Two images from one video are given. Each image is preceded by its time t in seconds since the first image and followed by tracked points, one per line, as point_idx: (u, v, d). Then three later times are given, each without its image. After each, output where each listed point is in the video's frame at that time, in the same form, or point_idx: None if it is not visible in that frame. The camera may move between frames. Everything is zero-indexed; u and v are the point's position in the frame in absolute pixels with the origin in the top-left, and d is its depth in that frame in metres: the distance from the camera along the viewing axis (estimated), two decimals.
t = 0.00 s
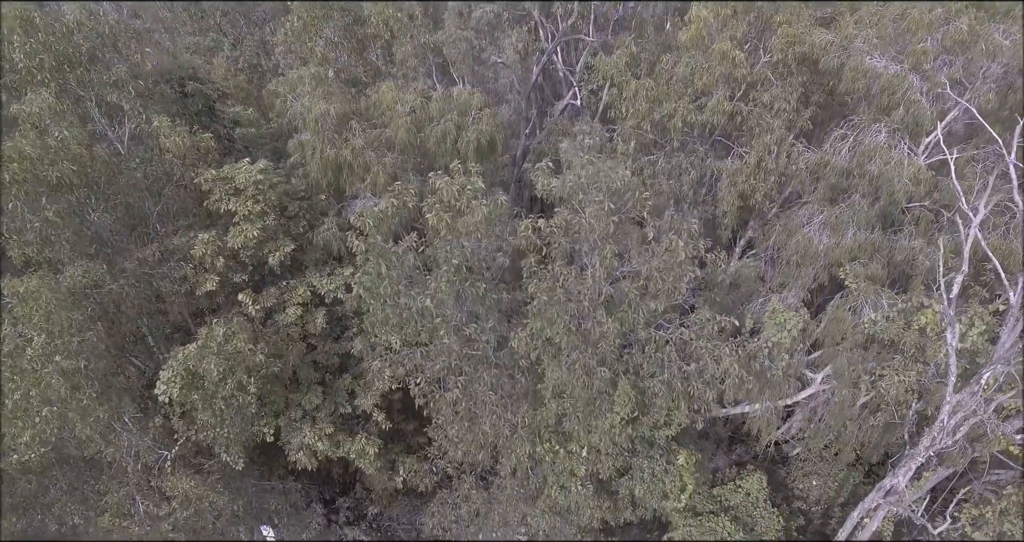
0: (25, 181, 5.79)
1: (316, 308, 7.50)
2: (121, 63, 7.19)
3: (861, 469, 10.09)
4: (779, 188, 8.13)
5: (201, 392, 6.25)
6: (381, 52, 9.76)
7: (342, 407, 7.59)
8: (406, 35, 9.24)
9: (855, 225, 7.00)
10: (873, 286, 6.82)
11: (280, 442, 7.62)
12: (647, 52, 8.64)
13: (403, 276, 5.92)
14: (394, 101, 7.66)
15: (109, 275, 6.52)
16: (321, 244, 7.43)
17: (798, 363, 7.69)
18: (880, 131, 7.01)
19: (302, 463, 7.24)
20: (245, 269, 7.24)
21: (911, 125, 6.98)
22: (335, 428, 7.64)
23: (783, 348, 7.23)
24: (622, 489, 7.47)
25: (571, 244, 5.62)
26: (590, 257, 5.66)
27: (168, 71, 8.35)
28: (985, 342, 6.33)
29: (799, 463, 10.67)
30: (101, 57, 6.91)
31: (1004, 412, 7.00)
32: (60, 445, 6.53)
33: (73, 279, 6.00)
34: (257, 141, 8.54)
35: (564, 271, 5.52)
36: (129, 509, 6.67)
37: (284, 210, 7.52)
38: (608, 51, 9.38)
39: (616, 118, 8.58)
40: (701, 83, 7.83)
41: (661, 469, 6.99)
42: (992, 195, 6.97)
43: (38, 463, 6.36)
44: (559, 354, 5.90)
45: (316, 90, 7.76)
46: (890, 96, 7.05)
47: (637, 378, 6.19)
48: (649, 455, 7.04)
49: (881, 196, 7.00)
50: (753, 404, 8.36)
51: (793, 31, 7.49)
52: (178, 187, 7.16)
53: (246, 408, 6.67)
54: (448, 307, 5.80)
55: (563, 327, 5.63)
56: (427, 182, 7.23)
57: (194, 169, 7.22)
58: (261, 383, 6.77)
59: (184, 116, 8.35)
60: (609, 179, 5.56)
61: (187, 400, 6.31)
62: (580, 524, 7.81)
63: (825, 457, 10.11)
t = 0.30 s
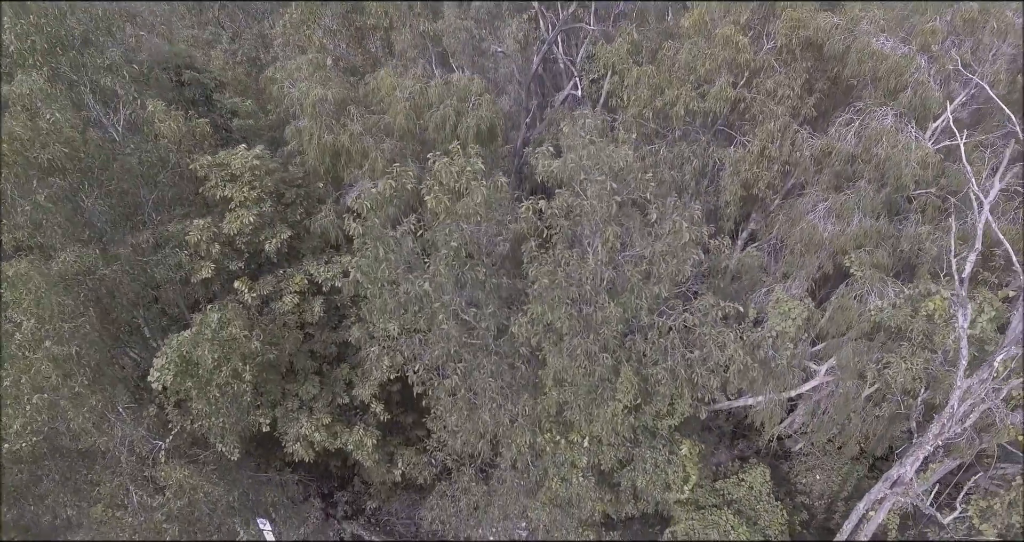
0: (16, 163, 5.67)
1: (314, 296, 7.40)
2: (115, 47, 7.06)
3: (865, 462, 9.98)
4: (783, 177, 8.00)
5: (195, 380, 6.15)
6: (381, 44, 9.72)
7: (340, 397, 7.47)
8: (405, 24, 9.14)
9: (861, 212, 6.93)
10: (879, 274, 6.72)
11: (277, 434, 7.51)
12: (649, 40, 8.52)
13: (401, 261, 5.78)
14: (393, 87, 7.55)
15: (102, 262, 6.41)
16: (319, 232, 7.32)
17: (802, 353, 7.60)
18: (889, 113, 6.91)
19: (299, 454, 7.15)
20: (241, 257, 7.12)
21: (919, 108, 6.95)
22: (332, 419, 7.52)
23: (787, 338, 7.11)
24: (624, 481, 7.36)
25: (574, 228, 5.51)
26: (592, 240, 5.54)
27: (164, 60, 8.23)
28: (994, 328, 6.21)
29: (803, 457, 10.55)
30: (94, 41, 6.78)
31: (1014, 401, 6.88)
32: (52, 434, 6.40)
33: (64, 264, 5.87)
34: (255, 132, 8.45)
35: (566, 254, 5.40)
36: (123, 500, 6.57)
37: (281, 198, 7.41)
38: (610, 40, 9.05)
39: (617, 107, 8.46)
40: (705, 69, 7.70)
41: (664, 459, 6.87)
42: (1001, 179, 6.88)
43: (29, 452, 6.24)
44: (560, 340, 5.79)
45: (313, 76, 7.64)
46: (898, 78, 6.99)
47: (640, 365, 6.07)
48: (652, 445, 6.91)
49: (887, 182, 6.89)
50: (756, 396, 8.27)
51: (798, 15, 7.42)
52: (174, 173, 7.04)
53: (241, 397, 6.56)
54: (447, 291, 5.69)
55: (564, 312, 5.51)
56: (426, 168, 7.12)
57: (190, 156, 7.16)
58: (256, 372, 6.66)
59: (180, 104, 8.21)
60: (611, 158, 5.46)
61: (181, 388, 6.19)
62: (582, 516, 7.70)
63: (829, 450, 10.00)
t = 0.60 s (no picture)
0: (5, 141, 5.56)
1: (312, 283, 7.28)
2: (109, 29, 6.93)
3: (871, 454, 9.84)
4: (789, 164, 7.81)
5: (190, 365, 6.04)
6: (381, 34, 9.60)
7: (337, 385, 7.35)
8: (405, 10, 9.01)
9: (869, 195, 6.79)
10: (886, 259, 6.62)
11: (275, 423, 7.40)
12: (653, 25, 8.39)
13: (400, 242, 5.63)
14: (392, 71, 7.42)
15: (95, 245, 6.28)
16: (317, 217, 7.20)
17: (808, 341, 7.49)
18: (899, 93, 6.83)
19: (297, 444, 7.06)
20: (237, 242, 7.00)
21: (930, 88, 6.89)
22: (330, 407, 7.41)
23: (793, 324, 7.00)
24: (627, 470, 7.22)
25: (577, 206, 5.41)
26: (596, 220, 5.41)
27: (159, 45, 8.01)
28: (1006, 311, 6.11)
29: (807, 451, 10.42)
30: (88, 21, 6.65)
31: None
32: (43, 421, 6.26)
33: (55, 246, 5.74)
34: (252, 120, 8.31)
35: (569, 234, 5.27)
36: (116, 488, 6.40)
37: (278, 182, 7.29)
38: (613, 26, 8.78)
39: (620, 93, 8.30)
40: (710, 53, 7.57)
41: (669, 448, 6.73)
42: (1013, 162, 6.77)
43: (20, 439, 6.10)
44: (562, 323, 5.65)
45: (311, 60, 7.50)
46: (909, 55, 6.99)
47: (644, 348, 5.94)
48: (656, 433, 6.77)
49: (896, 164, 6.78)
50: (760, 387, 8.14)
51: None
52: (169, 156, 6.91)
53: (237, 383, 6.44)
54: (447, 272, 5.55)
55: (567, 293, 5.38)
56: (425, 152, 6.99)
57: (185, 139, 7.01)
58: (252, 358, 6.54)
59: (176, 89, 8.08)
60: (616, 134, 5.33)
61: (176, 372, 6.10)
62: (584, 507, 7.56)
63: (834, 443, 9.86)
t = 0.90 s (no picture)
0: None
1: (311, 268, 7.15)
2: (105, 10, 6.80)
3: (878, 447, 9.70)
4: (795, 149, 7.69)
5: (187, 348, 5.93)
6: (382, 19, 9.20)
7: (337, 372, 7.22)
8: None
9: (878, 179, 6.66)
10: (896, 243, 6.51)
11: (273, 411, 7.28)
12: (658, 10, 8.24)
13: (402, 222, 5.50)
14: (393, 54, 7.29)
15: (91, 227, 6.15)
16: (317, 201, 7.07)
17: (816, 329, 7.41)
18: (910, 72, 6.71)
19: (296, 432, 6.94)
20: (236, 226, 6.88)
21: (944, 67, 6.79)
22: (330, 395, 7.29)
23: (802, 311, 6.87)
24: (632, 460, 7.09)
25: (583, 184, 5.26)
26: (602, 197, 5.28)
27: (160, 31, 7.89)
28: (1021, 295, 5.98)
29: (813, 444, 10.30)
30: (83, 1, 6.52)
31: None
32: (38, 407, 6.14)
33: (50, 227, 5.60)
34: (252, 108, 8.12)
35: (575, 212, 5.14)
36: (111, 475, 6.28)
37: (278, 166, 7.19)
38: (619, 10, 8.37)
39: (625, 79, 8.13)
40: (715, 36, 7.43)
41: (675, 436, 6.59)
42: None
43: (13, 425, 5.96)
44: (568, 305, 5.54)
45: (311, 42, 7.38)
46: (923, 32, 6.96)
47: (651, 332, 5.81)
48: (663, 421, 6.63)
49: (907, 146, 6.67)
50: (767, 377, 8.05)
51: None
52: (166, 139, 6.78)
53: (235, 368, 6.32)
54: (449, 252, 5.43)
55: (573, 274, 5.26)
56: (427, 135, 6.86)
57: (183, 122, 6.88)
58: (251, 343, 6.42)
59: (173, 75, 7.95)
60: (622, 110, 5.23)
61: (172, 356, 5.97)
62: (588, 497, 7.43)
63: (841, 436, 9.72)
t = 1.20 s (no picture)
0: None
1: (312, 248, 7.01)
2: None
3: (887, 436, 9.54)
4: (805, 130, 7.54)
5: (183, 326, 5.77)
6: None
7: (338, 354, 7.04)
8: None
9: (892, 155, 6.45)
10: (912, 221, 6.34)
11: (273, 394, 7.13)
12: None
13: (405, 194, 5.35)
14: (396, 30, 7.13)
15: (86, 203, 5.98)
16: (317, 179, 6.92)
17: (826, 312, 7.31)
18: (928, 43, 6.50)
19: (296, 416, 6.87)
20: (234, 204, 6.73)
21: (960, 37, 6.70)
22: (330, 378, 7.13)
23: (813, 292, 6.71)
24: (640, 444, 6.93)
25: (590, 154, 5.15)
26: (611, 166, 5.12)
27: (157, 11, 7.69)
28: None
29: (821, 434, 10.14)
30: None
31: None
32: (32, 387, 6.04)
33: (41, 201, 5.42)
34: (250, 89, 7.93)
35: (584, 182, 4.98)
36: (106, 457, 6.18)
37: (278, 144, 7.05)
38: None
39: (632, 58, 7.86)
40: (724, 13, 7.24)
41: (684, 418, 6.42)
42: None
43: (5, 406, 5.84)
44: (576, 280, 5.35)
45: (311, 17, 7.20)
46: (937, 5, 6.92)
47: (660, 309, 5.66)
48: (671, 403, 6.48)
49: (922, 120, 6.50)
50: (777, 363, 7.91)
51: None
52: (163, 115, 6.64)
53: (233, 347, 6.18)
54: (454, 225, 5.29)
55: (581, 247, 5.11)
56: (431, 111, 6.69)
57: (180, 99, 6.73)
58: (249, 322, 6.26)
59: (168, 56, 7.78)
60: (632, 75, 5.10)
61: (168, 334, 5.83)
62: (594, 483, 7.28)
63: (850, 425, 9.55)
